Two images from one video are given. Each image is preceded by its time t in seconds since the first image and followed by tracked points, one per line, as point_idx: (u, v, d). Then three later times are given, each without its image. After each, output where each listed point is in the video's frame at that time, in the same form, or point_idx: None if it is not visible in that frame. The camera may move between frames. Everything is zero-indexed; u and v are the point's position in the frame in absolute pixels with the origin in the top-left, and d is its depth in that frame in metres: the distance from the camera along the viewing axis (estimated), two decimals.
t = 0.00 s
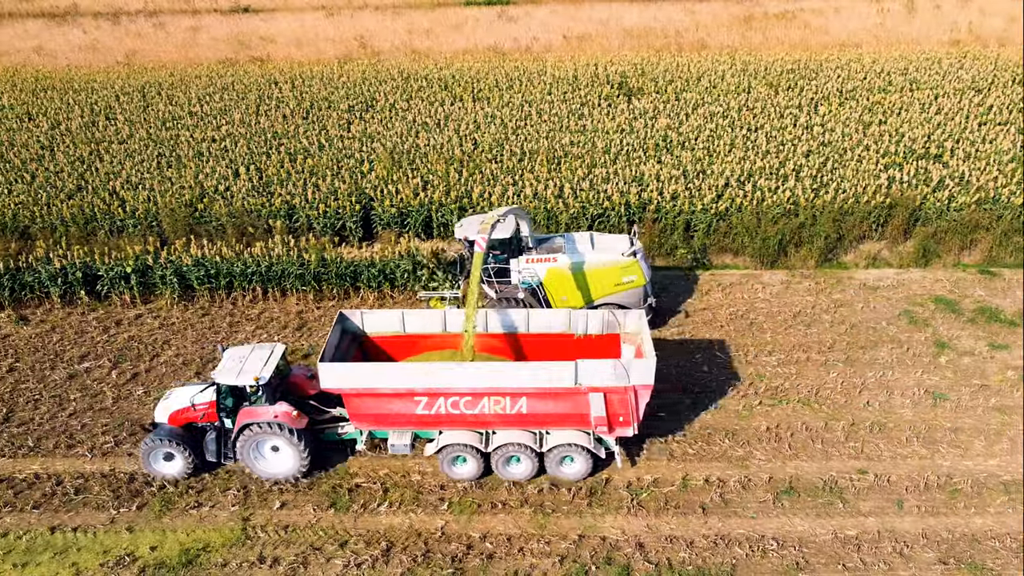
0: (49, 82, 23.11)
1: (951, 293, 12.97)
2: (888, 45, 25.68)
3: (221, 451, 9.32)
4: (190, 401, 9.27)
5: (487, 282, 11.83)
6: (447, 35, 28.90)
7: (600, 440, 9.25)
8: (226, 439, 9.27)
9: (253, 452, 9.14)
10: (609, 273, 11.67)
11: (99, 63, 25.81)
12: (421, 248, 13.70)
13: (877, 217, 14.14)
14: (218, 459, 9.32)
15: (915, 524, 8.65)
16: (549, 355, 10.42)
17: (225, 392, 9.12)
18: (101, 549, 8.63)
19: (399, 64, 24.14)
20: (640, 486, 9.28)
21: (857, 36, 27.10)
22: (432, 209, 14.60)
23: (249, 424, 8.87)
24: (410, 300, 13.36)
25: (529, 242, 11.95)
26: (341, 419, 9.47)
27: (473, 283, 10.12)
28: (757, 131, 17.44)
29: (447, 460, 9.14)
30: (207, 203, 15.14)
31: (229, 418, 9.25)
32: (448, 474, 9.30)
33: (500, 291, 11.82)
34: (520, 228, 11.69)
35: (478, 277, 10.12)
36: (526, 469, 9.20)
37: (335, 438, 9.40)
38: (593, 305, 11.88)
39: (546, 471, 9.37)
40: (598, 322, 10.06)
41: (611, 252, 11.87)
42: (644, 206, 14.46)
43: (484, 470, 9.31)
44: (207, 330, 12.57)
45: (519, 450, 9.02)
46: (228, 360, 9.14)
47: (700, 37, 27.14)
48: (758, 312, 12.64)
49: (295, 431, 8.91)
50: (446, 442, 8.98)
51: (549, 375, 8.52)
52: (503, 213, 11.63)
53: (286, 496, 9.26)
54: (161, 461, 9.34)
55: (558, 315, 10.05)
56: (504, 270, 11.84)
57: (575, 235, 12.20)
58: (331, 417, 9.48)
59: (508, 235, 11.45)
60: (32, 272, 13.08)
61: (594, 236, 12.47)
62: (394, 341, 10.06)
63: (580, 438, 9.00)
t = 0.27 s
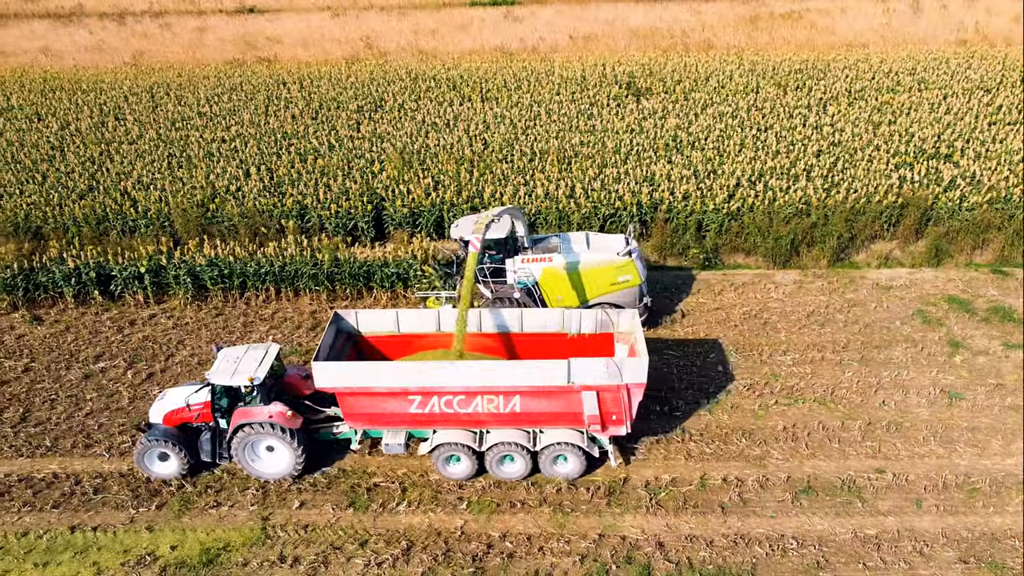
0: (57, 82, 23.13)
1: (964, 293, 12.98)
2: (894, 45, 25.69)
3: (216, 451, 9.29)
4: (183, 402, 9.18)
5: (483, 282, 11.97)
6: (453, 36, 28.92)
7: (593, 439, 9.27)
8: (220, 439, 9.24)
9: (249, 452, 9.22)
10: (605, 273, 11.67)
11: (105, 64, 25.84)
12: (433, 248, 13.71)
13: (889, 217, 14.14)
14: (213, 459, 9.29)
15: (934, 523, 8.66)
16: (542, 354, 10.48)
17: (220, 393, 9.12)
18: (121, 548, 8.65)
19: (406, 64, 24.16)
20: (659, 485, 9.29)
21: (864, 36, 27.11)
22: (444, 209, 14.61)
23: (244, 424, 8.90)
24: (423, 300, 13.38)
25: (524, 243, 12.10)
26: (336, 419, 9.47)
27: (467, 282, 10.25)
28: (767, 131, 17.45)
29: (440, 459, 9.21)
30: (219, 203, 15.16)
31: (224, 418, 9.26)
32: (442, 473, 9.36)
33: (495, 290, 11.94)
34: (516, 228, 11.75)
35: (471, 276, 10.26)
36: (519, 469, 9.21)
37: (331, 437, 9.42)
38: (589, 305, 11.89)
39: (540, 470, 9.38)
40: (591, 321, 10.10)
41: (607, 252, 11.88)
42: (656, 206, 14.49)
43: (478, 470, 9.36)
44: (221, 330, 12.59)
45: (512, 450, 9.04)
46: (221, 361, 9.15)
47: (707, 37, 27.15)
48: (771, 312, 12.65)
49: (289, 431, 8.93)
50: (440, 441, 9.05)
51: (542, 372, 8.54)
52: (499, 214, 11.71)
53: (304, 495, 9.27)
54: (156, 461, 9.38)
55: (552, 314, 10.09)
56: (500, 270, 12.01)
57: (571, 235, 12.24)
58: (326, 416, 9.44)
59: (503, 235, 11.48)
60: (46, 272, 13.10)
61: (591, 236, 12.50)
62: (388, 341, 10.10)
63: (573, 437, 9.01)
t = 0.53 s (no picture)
0: (66, 82, 23.16)
1: (979, 292, 12.98)
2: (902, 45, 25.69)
3: (213, 451, 9.33)
4: (180, 402, 9.26)
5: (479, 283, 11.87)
6: (460, 37, 28.93)
7: (589, 440, 9.28)
8: (217, 440, 9.29)
9: (246, 452, 9.25)
10: (601, 273, 11.70)
11: (113, 64, 25.88)
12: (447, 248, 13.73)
13: (903, 216, 14.14)
14: (211, 459, 9.34)
15: (956, 522, 8.66)
16: (537, 354, 10.56)
17: (218, 393, 9.16)
18: (144, 548, 8.66)
19: (414, 64, 24.19)
20: (680, 485, 9.29)
21: (871, 36, 27.11)
22: (458, 208, 14.61)
23: (242, 425, 8.96)
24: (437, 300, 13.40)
25: (521, 243, 12.07)
26: (332, 419, 9.54)
27: (464, 281, 10.33)
28: (778, 131, 17.46)
29: (436, 459, 9.21)
30: (232, 203, 15.18)
31: (221, 418, 9.34)
32: (438, 472, 9.36)
33: (493, 291, 11.86)
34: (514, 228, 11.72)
35: (468, 277, 10.31)
36: (515, 469, 9.22)
37: (327, 437, 9.48)
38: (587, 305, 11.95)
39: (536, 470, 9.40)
40: (586, 321, 10.19)
41: (604, 252, 11.91)
42: (669, 206, 14.50)
43: (474, 469, 9.36)
44: (237, 329, 12.61)
45: (508, 449, 9.04)
46: (219, 361, 9.14)
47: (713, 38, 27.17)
48: (785, 312, 12.67)
49: (286, 432, 9.00)
50: (436, 441, 9.04)
51: (537, 372, 8.54)
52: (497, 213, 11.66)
53: (325, 495, 9.29)
54: (154, 462, 9.41)
55: (547, 314, 10.14)
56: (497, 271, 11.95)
57: (568, 235, 12.24)
58: (322, 417, 9.53)
59: (502, 235, 11.44)
60: (61, 272, 13.12)
61: (588, 236, 12.50)
62: (385, 341, 10.11)
63: (569, 437, 9.02)
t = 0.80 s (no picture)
0: (75, 83, 23.19)
1: (994, 292, 12.99)
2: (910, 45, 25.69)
3: (211, 451, 9.33)
4: (179, 403, 9.26)
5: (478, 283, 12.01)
6: (467, 37, 28.94)
7: (586, 439, 9.31)
8: (215, 440, 9.28)
9: (244, 452, 9.20)
10: (599, 273, 11.70)
11: (122, 65, 25.90)
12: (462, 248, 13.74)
13: (916, 216, 14.16)
14: (209, 459, 9.35)
15: (979, 521, 8.66)
16: (535, 354, 10.54)
17: (215, 394, 9.14)
18: (168, 547, 8.67)
19: (422, 64, 24.22)
20: (702, 484, 9.30)
21: (879, 37, 27.11)
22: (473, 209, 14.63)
23: (240, 425, 8.91)
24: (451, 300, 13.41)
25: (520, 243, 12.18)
26: (330, 419, 9.52)
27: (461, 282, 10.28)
28: (790, 131, 17.47)
29: (433, 459, 9.21)
30: (246, 203, 15.19)
31: (219, 418, 9.29)
32: (435, 472, 9.36)
33: (491, 290, 11.99)
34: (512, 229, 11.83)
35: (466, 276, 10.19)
36: (513, 468, 9.23)
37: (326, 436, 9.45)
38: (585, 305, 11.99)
39: (535, 470, 9.41)
40: (584, 321, 10.17)
41: (602, 252, 11.94)
42: (683, 206, 14.52)
43: (472, 468, 9.37)
44: (254, 329, 12.63)
45: (506, 448, 9.05)
46: (217, 361, 9.08)
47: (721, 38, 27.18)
48: (802, 311, 12.68)
49: (284, 431, 8.96)
50: (433, 441, 9.03)
51: (535, 372, 8.52)
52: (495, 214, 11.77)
53: (347, 494, 9.30)
54: (151, 462, 9.38)
55: (545, 314, 10.13)
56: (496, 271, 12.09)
57: (567, 236, 12.31)
58: (320, 417, 9.53)
59: (499, 235, 11.56)
60: (77, 272, 13.14)
61: (587, 237, 12.56)
62: (382, 341, 10.14)
63: (567, 436, 9.01)
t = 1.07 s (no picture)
0: (85, 83, 23.21)
1: (1011, 291, 12.98)
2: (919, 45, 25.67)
3: (211, 451, 9.36)
4: (178, 403, 9.27)
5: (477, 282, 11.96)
6: (475, 38, 28.96)
7: (586, 438, 9.35)
8: (215, 440, 9.31)
9: (245, 451, 9.25)
10: (599, 273, 11.76)
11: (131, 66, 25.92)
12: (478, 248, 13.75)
13: (932, 216, 14.17)
14: (209, 459, 9.38)
15: (1003, 520, 8.67)
16: (534, 353, 10.55)
17: (216, 393, 9.12)
18: (193, 546, 8.67)
19: (431, 65, 24.23)
20: (726, 483, 9.30)
21: (887, 37, 27.10)
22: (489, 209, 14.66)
23: (240, 424, 8.95)
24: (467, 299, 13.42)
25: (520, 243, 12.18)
26: (331, 418, 9.57)
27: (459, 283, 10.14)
28: (802, 130, 17.48)
29: (433, 458, 9.23)
30: (260, 204, 15.20)
31: (219, 418, 9.29)
32: (435, 471, 9.39)
33: (491, 290, 11.96)
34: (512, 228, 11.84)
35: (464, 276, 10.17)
36: (512, 467, 9.27)
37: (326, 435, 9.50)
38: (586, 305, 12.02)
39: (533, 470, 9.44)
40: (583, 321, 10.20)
41: (602, 252, 11.99)
42: (698, 205, 14.53)
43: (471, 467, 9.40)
44: (272, 328, 12.64)
45: (506, 447, 9.08)
46: (218, 360, 9.09)
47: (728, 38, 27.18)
48: (819, 311, 12.69)
49: (284, 430, 9.01)
50: (433, 440, 9.07)
51: (536, 371, 8.55)
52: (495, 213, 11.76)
53: (371, 493, 9.31)
54: (151, 462, 9.41)
55: (545, 314, 10.14)
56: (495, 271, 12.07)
57: (566, 235, 12.34)
58: (320, 416, 9.59)
59: (500, 234, 11.57)
60: (94, 272, 13.15)
61: (586, 237, 12.60)
62: (382, 340, 10.18)
63: (566, 435, 9.03)
